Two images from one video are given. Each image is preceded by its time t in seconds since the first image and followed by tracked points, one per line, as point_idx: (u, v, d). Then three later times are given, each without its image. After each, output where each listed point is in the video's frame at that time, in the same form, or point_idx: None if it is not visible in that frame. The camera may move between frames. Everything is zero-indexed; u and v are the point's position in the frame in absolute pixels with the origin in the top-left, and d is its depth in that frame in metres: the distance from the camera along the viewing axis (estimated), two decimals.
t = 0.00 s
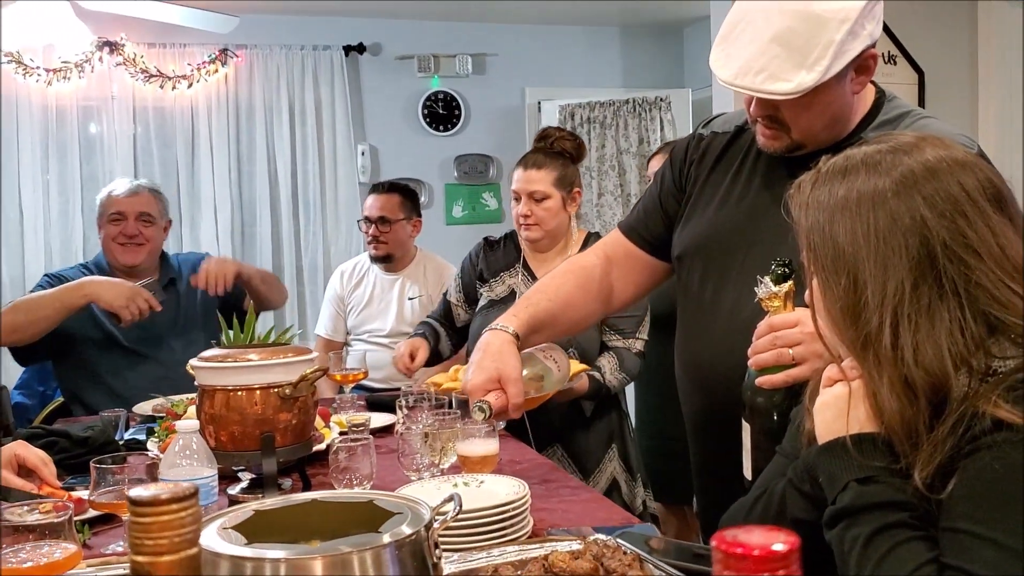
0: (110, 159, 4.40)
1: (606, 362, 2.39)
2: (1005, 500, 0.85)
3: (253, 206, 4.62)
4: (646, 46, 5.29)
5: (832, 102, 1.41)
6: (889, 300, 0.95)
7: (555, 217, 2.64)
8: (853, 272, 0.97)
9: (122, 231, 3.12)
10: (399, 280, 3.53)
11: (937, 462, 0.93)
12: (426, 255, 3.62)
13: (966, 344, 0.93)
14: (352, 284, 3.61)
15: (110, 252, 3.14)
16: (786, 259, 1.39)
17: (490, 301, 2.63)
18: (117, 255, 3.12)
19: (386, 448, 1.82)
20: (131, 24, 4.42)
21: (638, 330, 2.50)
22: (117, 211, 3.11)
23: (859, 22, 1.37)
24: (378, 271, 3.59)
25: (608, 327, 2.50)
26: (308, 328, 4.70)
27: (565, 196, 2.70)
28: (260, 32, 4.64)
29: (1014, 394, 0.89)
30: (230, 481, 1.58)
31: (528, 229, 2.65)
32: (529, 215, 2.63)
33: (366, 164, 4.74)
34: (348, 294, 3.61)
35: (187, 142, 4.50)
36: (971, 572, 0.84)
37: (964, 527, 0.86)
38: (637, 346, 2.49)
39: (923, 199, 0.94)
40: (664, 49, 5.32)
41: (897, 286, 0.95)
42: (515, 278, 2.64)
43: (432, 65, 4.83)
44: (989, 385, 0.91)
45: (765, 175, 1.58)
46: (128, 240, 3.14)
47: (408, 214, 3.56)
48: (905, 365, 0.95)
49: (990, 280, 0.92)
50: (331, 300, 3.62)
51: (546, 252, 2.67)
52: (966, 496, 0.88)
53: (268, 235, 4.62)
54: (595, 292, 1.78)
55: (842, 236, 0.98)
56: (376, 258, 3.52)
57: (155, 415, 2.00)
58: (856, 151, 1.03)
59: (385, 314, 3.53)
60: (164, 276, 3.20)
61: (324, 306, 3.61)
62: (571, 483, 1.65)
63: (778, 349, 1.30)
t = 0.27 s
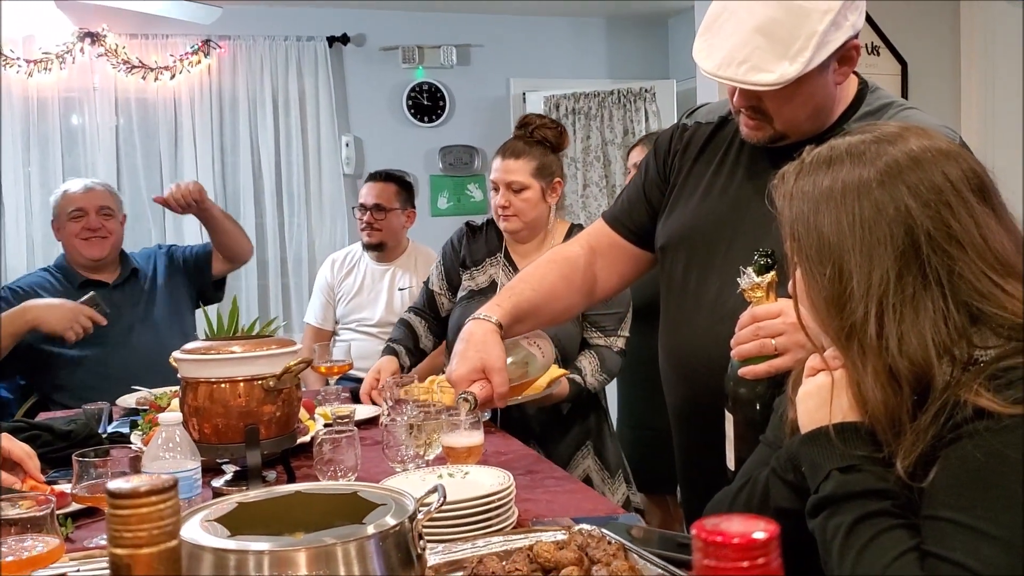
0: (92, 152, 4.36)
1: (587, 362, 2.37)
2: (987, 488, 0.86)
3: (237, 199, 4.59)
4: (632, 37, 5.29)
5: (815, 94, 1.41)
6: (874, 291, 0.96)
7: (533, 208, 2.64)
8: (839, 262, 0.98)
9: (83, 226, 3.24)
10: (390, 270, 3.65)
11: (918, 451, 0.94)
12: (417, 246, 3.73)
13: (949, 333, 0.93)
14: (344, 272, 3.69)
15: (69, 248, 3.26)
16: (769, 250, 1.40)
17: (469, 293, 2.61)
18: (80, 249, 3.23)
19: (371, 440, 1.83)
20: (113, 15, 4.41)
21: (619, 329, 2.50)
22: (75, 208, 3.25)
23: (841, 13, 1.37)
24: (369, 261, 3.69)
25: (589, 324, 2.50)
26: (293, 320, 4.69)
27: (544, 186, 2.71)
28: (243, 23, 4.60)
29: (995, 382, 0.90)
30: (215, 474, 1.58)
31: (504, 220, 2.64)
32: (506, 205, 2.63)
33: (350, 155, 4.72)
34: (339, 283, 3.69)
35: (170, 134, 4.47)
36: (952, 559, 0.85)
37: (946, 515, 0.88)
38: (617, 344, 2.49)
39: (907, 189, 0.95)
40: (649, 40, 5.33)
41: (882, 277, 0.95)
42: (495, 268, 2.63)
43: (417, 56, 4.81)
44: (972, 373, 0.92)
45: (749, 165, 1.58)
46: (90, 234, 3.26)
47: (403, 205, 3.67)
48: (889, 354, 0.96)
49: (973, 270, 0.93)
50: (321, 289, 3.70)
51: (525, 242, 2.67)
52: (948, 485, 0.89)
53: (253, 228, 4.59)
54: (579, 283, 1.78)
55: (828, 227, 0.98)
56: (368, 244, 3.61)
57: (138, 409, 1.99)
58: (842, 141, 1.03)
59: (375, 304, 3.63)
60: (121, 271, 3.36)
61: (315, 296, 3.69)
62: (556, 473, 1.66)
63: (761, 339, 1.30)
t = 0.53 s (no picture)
0: (85, 146, 4.34)
1: (579, 362, 2.38)
2: (980, 483, 0.87)
3: (231, 194, 4.57)
4: (626, 32, 5.29)
5: (809, 89, 1.42)
6: (872, 287, 0.96)
7: (522, 205, 2.64)
8: (836, 258, 0.98)
9: (76, 222, 3.25)
10: (392, 263, 3.69)
11: (913, 447, 0.94)
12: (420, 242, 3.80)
13: (945, 329, 0.94)
14: (345, 263, 3.73)
15: (60, 243, 3.25)
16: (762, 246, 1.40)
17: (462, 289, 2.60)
18: (74, 246, 3.24)
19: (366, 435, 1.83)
20: (106, 10, 4.39)
21: (612, 326, 2.50)
22: (64, 203, 3.24)
23: (835, 9, 1.37)
24: (372, 254, 3.73)
25: (582, 322, 2.50)
26: (287, 315, 4.68)
27: (533, 182, 2.70)
28: (236, 17, 4.59)
29: (990, 377, 0.91)
30: (209, 469, 1.58)
31: (495, 217, 2.65)
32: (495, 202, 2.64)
33: (344, 150, 4.73)
34: (340, 274, 3.73)
35: (164, 129, 4.46)
36: (945, 554, 0.86)
37: (940, 510, 0.88)
38: (610, 342, 2.49)
39: (905, 185, 0.95)
40: (643, 34, 5.32)
41: (880, 273, 0.96)
42: (488, 263, 2.63)
43: (411, 51, 4.80)
44: (967, 369, 0.92)
45: (743, 160, 1.58)
46: (82, 230, 3.26)
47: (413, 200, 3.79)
48: (885, 351, 0.96)
49: (969, 266, 0.94)
50: (321, 280, 3.74)
51: (517, 238, 2.68)
52: (943, 480, 0.89)
53: (247, 223, 4.58)
54: (572, 277, 1.78)
55: (826, 223, 0.98)
56: (376, 235, 3.65)
57: (132, 404, 1.99)
58: (838, 136, 1.03)
59: (375, 296, 3.66)
60: (111, 263, 3.36)
61: (315, 285, 3.73)
62: (551, 468, 1.66)
63: (754, 335, 1.31)
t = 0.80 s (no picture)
0: (84, 144, 4.33)
1: (579, 363, 2.38)
2: (978, 486, 0.87)
3: (230, 193, 4.57)
4: (626, 30, 5.28)
5: (809, 91, 1.42)
6: (871, 291, 0.96)
7: (518, 205, 2.65)
8: (835, 263, 0.98)
9: (93, 226, 3.29)
10: (397, 261, 3.69)
11: (911, 450, 0.95)
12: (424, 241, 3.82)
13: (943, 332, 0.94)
14: (349, 260, 3.73)
15: (72, 245, 3.26)
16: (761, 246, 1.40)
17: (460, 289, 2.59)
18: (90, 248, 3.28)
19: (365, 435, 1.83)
20: (105, 8, 4.38)
21: (613, 325, 2.50)
22: (85, 207, 3.29)
23: (835, 11, 1.37)
24: (377, 251, 3.73)
25: (582, 322, 2.50)
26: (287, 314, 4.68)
27: (529, 181, 2.70)
28: (236, 16, 4.58)
29: (987, 381, 0.91)
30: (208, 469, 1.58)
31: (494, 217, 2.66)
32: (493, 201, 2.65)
33: (344, 149, 4.74)
34: (343, 271, 3.73)
35: (163, 128, 4.45)
36: (944, 558, 0.86)
37: (939, 513, 0.88)
38: (611, 342, 2.49)
39: (903, 189, 0.95)
40: (642, 33, 5.32)
41: (879, 277, 0.95)
42: (488, 261, 2.62)
43: (410, 50, 4.80)
44: (964, 372, 0.92)
45: (742, 161, 1.58)
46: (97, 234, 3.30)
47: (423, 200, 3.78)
48: (884, 355, 0.96)
49: (967, 270, 0.94)
50: (325, 276, 3.73)
51: (515, 238, 2.69)
52: (940, 484, 0.89)
53: (246, 221, 4.58)
54: (571, 276, 1.79)
55: (824, 227, 0.98)
56: (384, 232, 3.64)
57: (132, 404, 1.99)
58: (835, 140, 1.03)
59: (379, 293, 3.67)
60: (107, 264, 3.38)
61: (318, 280, 3.72)
62: (550, 469, 1.67)
63: (753, 335, 1.31)
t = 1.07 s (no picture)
0: (79, 149, 4.33)
1: (576, 370, 2.38)
2: (973, 493, 0.87)
3: (226, 197, 4.57)
4: (621, 35, 5.29)
5: (803, 98, 1.42)
6: (866, 299, 0.96)
7: (515, 209, 2.65)
8: (830, 271, 0.98)
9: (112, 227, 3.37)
10: (395, 266, 3.70)
11: (905, 457, 0.95)
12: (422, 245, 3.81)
13: (937, 340, 0.94)
14: (346, 265, 3.73)
15: (88, 245, 3.30)
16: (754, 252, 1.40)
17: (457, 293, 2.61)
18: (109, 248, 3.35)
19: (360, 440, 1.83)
20: (100, 12, 4.37)
21: (612, 330, 2.51)
22: (104, 209, 3.36)
23: (830, 18, 1.37)
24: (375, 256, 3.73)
25: (581, 326, 2.51)
26: (282, 318, 4.68)
27: (526, 186, 2.71)
28: (232, 20, 4.58)
29: (981, 389, 0.91)
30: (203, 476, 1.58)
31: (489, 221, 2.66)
32: (489, 205, 2.66)
33: (340, 153, 4.72)
34: (340, 275, 3.73)
35: (158, 132, 4.45)
36: (938, 566, 0.87)
37: (933, 521, 0.89)
38: (610, 346, 2.49)
39: (897, 197, 0.95)
40: (638, 38, 5.33)
41: (873, 286, 0.96)
42: (486, 265, 2.63)
43: (407, 54, 4.80)
44: (958, 380, 0.93)
45: (736, 167, 1.59)
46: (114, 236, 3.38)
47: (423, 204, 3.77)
48: (879, 363, 0.96)
49: (961, 277, 0.94)
50: (320, 281, 3.74)
51: (512, 243, 2.68)
52: (935, 492, 0.90)
53: (242, 226, 4.58)
54: (567, 282, 1.78)
55: (818, 236, 0.99)
56: (383, 236, 3.65)
57: (127, 410, 1.99)
58: (829, 148, 1.04)
59: (377, 298, 3.66)
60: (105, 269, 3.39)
61: (314, 285, 3.73)
62: (545, 475, 1.67)
63: (747, 342, 1.31)
